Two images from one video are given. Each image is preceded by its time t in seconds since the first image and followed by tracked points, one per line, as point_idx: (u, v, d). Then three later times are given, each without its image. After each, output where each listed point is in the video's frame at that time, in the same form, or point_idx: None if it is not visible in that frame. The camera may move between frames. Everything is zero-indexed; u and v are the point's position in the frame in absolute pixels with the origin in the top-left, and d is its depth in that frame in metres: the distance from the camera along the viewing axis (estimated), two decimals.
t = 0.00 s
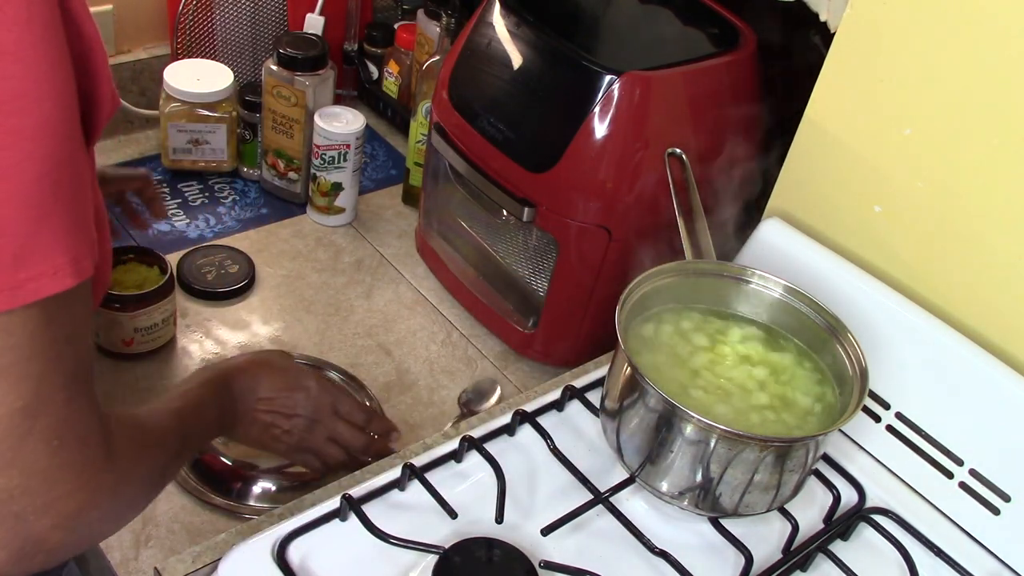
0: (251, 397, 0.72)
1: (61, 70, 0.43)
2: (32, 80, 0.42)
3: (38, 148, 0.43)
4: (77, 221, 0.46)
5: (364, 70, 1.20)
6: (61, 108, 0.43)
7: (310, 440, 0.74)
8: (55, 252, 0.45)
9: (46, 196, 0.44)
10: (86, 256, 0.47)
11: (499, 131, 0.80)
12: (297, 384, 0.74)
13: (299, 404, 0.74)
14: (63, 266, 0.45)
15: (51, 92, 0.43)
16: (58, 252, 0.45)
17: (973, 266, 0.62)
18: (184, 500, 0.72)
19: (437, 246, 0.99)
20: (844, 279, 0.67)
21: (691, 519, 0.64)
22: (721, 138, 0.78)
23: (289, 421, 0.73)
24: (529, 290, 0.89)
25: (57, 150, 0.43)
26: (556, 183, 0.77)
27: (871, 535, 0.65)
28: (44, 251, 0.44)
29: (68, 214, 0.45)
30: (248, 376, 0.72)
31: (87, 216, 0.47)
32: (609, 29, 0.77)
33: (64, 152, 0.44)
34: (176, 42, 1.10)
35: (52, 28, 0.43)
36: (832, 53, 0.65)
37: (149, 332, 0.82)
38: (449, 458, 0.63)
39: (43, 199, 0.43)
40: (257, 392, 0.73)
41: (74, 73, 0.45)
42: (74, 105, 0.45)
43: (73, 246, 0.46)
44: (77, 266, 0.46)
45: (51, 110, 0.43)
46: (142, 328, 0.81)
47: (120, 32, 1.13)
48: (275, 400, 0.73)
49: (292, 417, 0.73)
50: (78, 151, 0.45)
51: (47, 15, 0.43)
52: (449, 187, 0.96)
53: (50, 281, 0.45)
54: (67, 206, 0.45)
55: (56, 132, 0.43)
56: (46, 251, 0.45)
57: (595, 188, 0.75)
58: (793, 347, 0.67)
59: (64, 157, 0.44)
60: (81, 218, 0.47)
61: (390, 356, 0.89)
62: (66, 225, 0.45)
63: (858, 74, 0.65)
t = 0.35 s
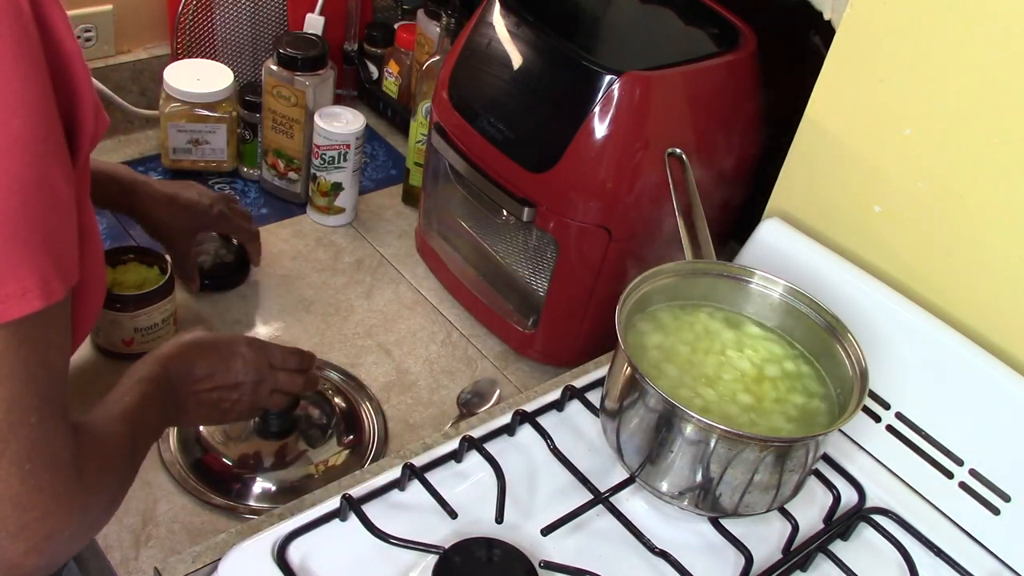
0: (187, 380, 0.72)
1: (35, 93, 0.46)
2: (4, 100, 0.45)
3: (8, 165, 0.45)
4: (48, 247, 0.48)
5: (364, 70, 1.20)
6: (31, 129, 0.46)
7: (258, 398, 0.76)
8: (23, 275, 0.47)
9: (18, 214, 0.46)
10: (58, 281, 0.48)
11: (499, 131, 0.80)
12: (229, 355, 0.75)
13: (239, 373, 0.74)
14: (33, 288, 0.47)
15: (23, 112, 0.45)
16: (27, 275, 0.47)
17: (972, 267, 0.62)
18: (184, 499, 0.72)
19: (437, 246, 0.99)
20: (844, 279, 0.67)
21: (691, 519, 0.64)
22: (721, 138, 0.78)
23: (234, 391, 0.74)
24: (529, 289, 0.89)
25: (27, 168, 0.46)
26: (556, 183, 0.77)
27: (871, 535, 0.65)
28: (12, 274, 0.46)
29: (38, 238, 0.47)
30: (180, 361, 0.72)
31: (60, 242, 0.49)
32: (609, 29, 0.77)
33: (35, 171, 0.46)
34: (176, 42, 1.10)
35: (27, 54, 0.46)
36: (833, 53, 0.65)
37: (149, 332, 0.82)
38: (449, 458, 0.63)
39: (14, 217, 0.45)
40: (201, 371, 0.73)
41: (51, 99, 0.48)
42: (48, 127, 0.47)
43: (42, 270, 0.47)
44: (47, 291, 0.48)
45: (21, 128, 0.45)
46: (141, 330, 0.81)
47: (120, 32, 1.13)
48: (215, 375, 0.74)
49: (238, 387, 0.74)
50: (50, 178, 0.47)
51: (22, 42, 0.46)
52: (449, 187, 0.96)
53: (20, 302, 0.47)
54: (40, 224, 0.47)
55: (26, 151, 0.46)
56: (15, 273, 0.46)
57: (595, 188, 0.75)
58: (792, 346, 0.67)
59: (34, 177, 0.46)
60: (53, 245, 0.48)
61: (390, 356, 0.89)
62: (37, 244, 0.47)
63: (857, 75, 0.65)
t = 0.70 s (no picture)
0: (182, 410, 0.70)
1: (41, 121, 0.44)
2: (8, 130, 0.43)
3: (8, 197, 0.44)
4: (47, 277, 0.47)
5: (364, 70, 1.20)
6: (36, 160, 0.44)
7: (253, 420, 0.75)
8: (21, 307, 0.45)
9: (16, 246, 0.44)
10: (57, 313, 0.47)
11: (499, 131, 0.80)
12: (224, 381, 0.73)
13: (236, 399, 0.73)
14: (29, 321, 0.46)
15: (28, 143, 0.44)
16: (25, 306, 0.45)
17: (972, 266, 0.62)
18: (183, 499, 0.72)
19: (437, 246, 0.99)
20: (844, 279, 0.67)
21: (691, 519, 0.64)
22: (721, 138, 0.78)
23: (231, 417, 0.72)
24: (529, 289, 0.89)
25: (29, 201, 0.44)
26: (556, 183, 0.77)
27: (871, 535, 0.65)
28: (11, 306, 0.45)
29: (38, 268, 0.46)
30: (176, 391, 0.69)
31: (60, 271, 0.48)
32: (609, 29, 0.77)
33: (36, 204, 0.45)
34: (176, 42, 1.10)
35: (33, 80, 0.44)
36: (833, 54, 0.65)
37: (149, 332, 0.82)
38: (449, 458, 0.63)
39: (12, 249, 0.44)
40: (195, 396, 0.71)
41: (58, 128, 0.46)
42: (53, 157, 0.46)
43: (42, 301, 0.46)
44: (45, 324, 0.47)
45: (24, 159, 0.44)
46: (142, 330, 0.81)
47: (120, 32, 1.13)
48: (211, 403, 0.71)
49: (234, 413, 0.73)
50: (52, 207, 0.46)
51: (30, 69, 0.44)
52: (449, 187, 0.96)
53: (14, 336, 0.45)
54: (37, 256, 0.45)
55: (29, 182, 0.44)
56: (14, 305, 0.45)
57: (595, 188, 0.75)
58: (794, 346, 0.67)
59: (36, 208, 0.45)
60: (52, 275, 0.47)
61: (390, 356, 0.89)
62: (35, 278, 0.46)
63: (857, 75, 0.65)
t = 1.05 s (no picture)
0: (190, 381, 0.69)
1: (64, 110, 0.43)
2: (34, 125, 0.42)
3: (38, 193, 0.43)
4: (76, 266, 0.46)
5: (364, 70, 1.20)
6: (61, 149, 0.43)
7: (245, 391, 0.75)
8: (53, 298, 0.45)
9: (46, 242, 0.43)
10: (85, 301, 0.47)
11: (499, 131, 0.80)
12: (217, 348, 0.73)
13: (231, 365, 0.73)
14: (63, 310, 0.45)
15: (54, 138, 0.43)
16: (56, 298, 0.45)
17: (972, 267, 0.62)
18: (183, 499, 0.72)
19: (437, 246, 0.99)
20: (843, 279, 0.67)
21: (690, 519, 0.64)
22: (721, 138, 0.78)
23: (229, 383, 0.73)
24: (528, 289, 0.89)
25: (59, 195, 0.43)
26: (556, 183, 0.77)
27: (872, 535, 0.65)
28: (43, 297, 0.44)
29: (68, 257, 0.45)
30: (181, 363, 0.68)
31: (87, 259, 0.47)
32: (609, 29, 0.77)
33: (65, 199, 0.44)
34: (176, 42, 1.10)
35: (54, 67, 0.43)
36: (833, 54, 0.66)
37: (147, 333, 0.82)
38: (449, 458, 0.63)
39: (43, 244, 0.43)
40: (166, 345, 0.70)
41: (82, 122, 0.45)
42: (79, 152, 0.44)
43: (71, 291, 0.45)
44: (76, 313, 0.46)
45: (51, 155, 0.43)
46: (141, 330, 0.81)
47: (120, 32, 1.13)
48: (209, 373, 0.71)
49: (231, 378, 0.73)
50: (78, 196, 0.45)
51: (54, 66, 0.42)
52: (449, 188, 0.96)
53: (50, 326, 0.45)
54: (65, 250, 0.45)
55: (56, 173, 0.43)
56: (45, 297, 0.44)
57: (595, 188, 0.75)
58: (793, 347, 0.67)
59: (65, 203, 0.44)
60: (80, 264, 0.46)
61: (390, 356, 0.89)
62: (66, 271, 0.45)
63: (858, 75, 0.65)
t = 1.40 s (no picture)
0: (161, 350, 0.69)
1: (76, 123, 0.45)
2: (57, 136, 0.44)
3: (64, 201, 0.45)
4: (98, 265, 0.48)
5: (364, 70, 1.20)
6: (82, 159, 0.45)
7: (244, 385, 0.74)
8: (78, 300, 0.47)
9: (72, 247, 0.46)
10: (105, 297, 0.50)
11: (499, 132, 0.80)
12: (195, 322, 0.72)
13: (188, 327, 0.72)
14: (88, 309, 0.48)
15: (76, 147, 0.45)
16: (82, 299, 0.47)
17: (971, 266, 0.62)
18: (183, 499, 0.72)
19: (437, 246, 0.98)
20: (843, 279, 0.67)
21: (691, 519, 0.64)
22: (721, 137, 0.78)
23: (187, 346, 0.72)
24: (529, 289, 0.89)
25: (82, 202, 0.46)
26: (556, 183, 0.77)
27: (872, 535, 0.65)
28: (68, 301, 0.47)
29: (90, 260, 0.47)
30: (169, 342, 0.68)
31: (105, 257, 0.49)
32: (609, 29, 0.77)
33: (87, 205, 0.46)
34: (176, 42, 1.10)
35: (65, 76, 0.44)
36: (832, 54, 0.66)
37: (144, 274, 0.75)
38: (449, 458, 0.63)
39: (66, 250, 0.45)
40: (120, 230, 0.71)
41: (95, 129, 0.47)
42: (95, 158, 0.47)
43: (94, 289, 0.48)
44: (97, 308, 0.49)
45: (75, 163, 0.45)
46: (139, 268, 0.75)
47: (120, 32, 1.13)
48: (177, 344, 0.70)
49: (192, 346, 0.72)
50: (97, 199, 0.47)
51: (70, 78, 0.45)
52: (449, 188, 0.96)
53: (77, 325, 0.48)
54: (88, 252, 0.47)
55: (79, 183, 0.45)
56: (70, 300, 0.47)
57: (595, 188, 0.75)
58: (793, 348, 0.67)
59: (87, 207, 0.46)
60: (101, 262, 0.49)
61: (390, 356, 0.89)
62: (89, 272, 0.47)
63: (857, 75, 0.65)
